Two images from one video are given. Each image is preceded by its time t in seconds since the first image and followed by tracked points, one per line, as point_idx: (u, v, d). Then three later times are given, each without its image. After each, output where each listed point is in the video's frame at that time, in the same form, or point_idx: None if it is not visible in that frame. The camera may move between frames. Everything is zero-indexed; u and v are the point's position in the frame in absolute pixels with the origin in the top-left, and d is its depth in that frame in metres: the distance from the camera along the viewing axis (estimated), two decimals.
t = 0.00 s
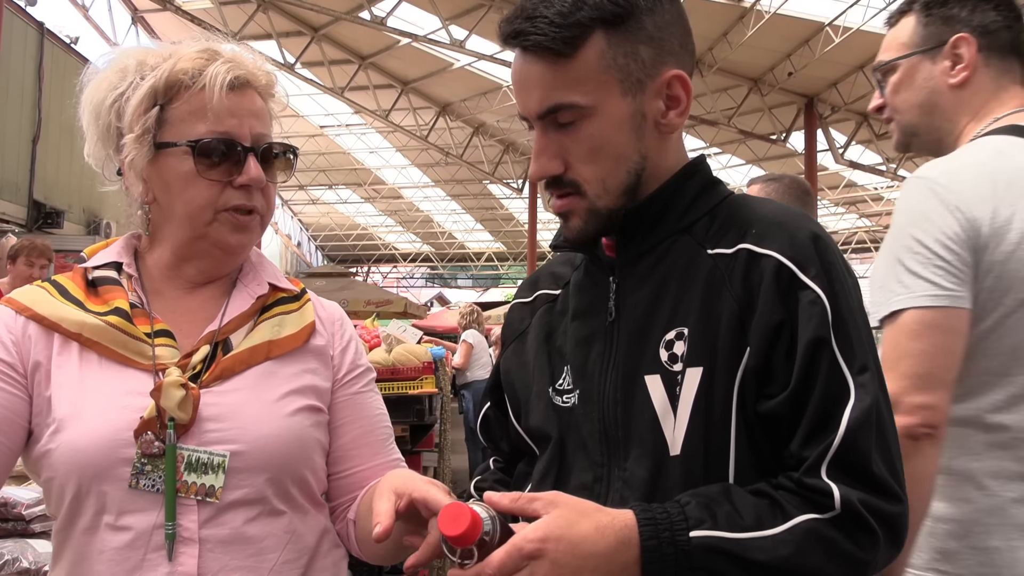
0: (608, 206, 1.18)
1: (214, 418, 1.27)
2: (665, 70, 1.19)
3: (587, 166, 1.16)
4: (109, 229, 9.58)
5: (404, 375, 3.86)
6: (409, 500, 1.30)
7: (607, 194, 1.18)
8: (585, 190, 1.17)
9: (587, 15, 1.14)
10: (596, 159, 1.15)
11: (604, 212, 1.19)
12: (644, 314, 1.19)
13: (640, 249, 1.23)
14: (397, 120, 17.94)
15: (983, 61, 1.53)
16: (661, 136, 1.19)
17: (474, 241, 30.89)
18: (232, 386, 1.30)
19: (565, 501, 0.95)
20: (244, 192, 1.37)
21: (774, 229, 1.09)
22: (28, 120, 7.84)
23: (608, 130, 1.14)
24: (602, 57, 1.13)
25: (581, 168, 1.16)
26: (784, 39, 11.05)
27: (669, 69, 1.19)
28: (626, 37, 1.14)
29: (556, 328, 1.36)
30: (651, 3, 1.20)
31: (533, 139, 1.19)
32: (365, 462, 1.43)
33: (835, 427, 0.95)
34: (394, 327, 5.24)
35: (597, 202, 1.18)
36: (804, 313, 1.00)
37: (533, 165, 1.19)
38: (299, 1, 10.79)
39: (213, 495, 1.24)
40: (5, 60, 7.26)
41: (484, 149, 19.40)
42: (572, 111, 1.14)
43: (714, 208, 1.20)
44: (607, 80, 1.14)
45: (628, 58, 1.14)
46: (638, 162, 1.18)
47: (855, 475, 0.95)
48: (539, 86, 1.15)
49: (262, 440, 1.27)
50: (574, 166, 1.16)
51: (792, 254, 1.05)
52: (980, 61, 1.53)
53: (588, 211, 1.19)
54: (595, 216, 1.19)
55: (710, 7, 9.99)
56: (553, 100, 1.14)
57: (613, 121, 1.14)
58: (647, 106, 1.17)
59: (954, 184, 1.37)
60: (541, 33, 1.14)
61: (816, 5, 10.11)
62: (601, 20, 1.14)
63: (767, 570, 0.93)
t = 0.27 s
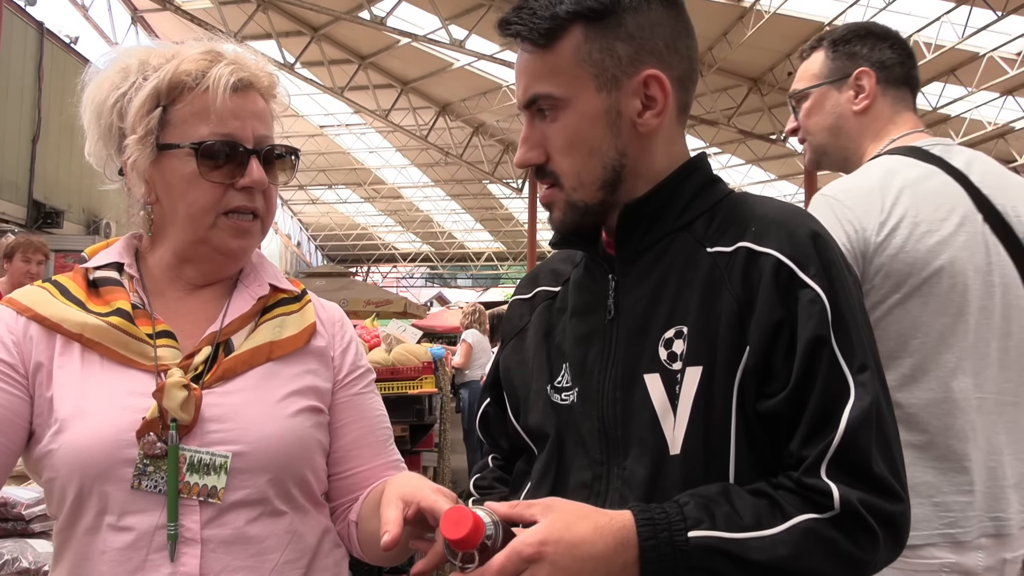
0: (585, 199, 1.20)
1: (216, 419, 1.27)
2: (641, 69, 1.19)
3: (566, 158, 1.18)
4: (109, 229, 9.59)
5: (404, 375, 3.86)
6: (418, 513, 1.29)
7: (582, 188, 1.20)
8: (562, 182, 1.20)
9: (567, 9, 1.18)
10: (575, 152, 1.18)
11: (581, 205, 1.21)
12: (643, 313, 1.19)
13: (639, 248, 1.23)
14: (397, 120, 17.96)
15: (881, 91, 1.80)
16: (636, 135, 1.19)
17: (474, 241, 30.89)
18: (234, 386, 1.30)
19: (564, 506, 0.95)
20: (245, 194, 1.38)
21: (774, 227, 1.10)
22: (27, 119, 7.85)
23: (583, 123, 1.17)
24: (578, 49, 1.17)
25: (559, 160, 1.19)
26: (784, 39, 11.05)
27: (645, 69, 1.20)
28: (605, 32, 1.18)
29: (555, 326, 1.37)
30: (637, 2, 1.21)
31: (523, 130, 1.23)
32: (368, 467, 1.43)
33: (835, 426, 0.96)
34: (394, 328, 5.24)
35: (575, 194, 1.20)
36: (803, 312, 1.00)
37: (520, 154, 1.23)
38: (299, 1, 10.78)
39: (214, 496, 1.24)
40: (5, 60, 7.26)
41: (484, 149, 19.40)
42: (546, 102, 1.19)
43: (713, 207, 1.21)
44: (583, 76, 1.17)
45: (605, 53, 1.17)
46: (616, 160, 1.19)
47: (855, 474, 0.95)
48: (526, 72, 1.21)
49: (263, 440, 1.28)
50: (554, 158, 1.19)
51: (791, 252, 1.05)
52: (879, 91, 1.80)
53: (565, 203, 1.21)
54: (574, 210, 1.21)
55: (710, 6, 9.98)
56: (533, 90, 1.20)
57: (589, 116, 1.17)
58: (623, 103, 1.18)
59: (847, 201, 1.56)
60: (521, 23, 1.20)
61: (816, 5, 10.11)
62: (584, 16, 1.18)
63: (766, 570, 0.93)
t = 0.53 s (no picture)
0: (582, 196, 1.19)
1: (214, 420, 1.27)
2: (640, 63, 1.18)
3: (563, 154, 1.18)
4: (109, 229, 9.58)
5: (403, 375, 3.84)
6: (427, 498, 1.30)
7: (580, 184, 1.19)
8: (560, 179, 1.20)
9: (565, 5, 1.18)
10: (572, 148, 1.17)
11: (579, 203, 1.20)
12: (644, 312, 1.19)
13: (640, 248, 1.23)
14: (397, 119, 17.95)
15: (823, 134, 2.13)
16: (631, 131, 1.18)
17: (474, 240, 30.87)
18: (234, 387, 1.30)
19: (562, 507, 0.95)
20: (247, 196, 1.38)
21: (774, 228, 1.09)
22: (27, 119, 7.84)
23: (579, 120, 1.16)
24: (576, 45, 1.17)
25: (557, 156, 1.19)
26: (784, 39, 11.04)
27: (642, 64, 1.19)
28: (603, 28, 1.17)
29: (556, 326, 1.36)
30: None
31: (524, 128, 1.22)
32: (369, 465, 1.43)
33: (836, 426, 0.95)
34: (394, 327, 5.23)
35: (572, 193, 1.20)
36: (804, 312, 1.00)
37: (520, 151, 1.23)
38: (299, 1, 10.76)
39: (212, 497, 1.23)
40: (5, 60, 7.25)
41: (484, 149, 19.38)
42: (545, 98, 1.18)
43: (714, 206, 1.20)
44: (579, 70, 1.17)
45: (603, 50, 1.17)
46: (614, 156, 1.18)
47: (855, 474, 0.95)
48: (526, 68, 1.22)
49: (262, 441, 1.27)
50: (553, 155, 1.19)
51: (792, 252, 1.05)
52: (821, 134, 2.13)
53: (562, 199, 1.21)
54: (570, 207, 1.21)
55: (710, 6, 9.96)
56: (531, 89, 1.20)
57: (585, 111, 1.16)
58: (620, 99, 1.17)
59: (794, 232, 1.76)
60: (520, 20, 1.20)
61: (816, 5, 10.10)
62: (581, 13, 1.18)
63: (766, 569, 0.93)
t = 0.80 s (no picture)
0: (581, 190, 1.18)
1: (213, 420, 1.26)
2: (637, 59, 1.18)
3: (562, 149, 1.17)
4: (109, 229, 9.59)
5: (404, 375, 3.84)
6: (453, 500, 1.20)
7: (578, 178, 1.18)
8: (558, 174, 1.18)
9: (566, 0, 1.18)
10: (571, 142, 1.16)
11: (579, 200, 1.19)
12: (644, 313, 1.18)
13: (641, 248, 1.22)
14: (397, 119, 17.95)
15: (796, 161, 2.62)
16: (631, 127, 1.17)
17: (474, 240, 30.86)
18: (232, 387, 1.29)
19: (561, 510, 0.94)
20: (247, 190, 1.37)
21: (776, 228, 1.09)
22: (27, 120, 7.84)
23: (578, 114, 1.15)
24: (576, 41, 1.16)
25: (556, 151, 1.17)
26: (784, 39, 11.04)
27: (640, 59, 1.18)
28: (603, 23, 1.17)
29: (556, 327, 1.35)
30: None
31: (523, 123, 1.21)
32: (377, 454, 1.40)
33: (837, 425, 0.95)
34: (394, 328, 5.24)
35: (569, 187, 1.19)
36: (805, 313, 0.99)
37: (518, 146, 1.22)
38: (299, 1, 10.76)
39: (210, 498, 1.23)
40: (6, 60, 7.25)
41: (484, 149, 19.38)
42: (545, 93, 1.18)
43: (715, 207, 1.20)
44: (579, 65, 1.16)
45: (601, 44, 1.16)
46: (613, 154, 1.17)
47: (856, 474, 0.94)
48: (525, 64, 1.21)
49: (259, 442, 1.27)
50: (551, 150, 1.18)
51: (793, 252, 1.04)
52: (794, 161, 2.62)
53: (561, 196, 1.20)
54: (569, 202, 1.20)
55: (710, 6, 9.96)
56: (530, 83, 1.19)
57: (584, 106, 1.15)
58: (620, 94, 1.16)
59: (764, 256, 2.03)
60: (521, 14, 1.19)
61: (816, 5, 10.09)
62: (581, 8, 1.17)
63: (766, 569, 0.93)
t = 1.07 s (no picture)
0: (593, 194, 1.17)
1: (212, 422, 1.26)
2: (654, 62, 1.18)
3: (573, 154, 1.16)
4: (109, 229, 9.59)
5: (403, 375, 3.83)
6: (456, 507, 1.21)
7: (591, 182, 1.17)
8: (570, 178, 1.18)
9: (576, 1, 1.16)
10: (581, 146, 1.15)
11: (591, 203, 1.18)
12: (645, 313, 1.18)
13: (643, 249, 1.22)
14: (397, 119, 17.95)
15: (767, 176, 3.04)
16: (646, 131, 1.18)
17: (474, 240, 30.87)
18: (231, 389, 1.29)
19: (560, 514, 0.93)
20: (248, 191, 1.37)
21: (777, 228, 1.09)
22: (27, 120, 7.83)
23: (593, 116, 1.14)
24: (587, 42, 1.15)
25: (566, 155, 1.17)
26: (784, 39, 11.04)
27: (655, 60, 1.19)
28: (614, 24, 1.15)
29: (558, 327, 1.35)
30: None
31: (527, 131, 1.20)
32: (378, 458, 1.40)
33: (838, 424, 0.94)
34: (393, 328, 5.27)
35: (581, 190, 1.18)
36: (807, 312, 0.99)
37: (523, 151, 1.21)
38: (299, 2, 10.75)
39: (209, 500, 1.23)
40: (6, 60, 7.25)
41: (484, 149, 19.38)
42: (556, 95, 1.16)
43: (717, 207, 1.19)
44: (591, 66, 1.15)
45: (614, 46, 1.15)
46: (627, 156, 1.17)
47: (857, 473, 0.94)
48: (529, 69, 1.18)
49: (258, 444, 1.26)
50: (561, 153, 1.17)
51: (795, 252, 1.04)
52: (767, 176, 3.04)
53: (575, 200, 1.19)
54: (580, 206, 1.19)
55: (710, 6, 9.96)
56: (541, 84, 1.17)
57: (597, 108, 1.14)
58: (634, 96, 1.16)
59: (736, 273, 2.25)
60: (529, 15, 1.16)
61: (817, 5, 10.08)
62: (591, 7, 1.15)
63: (766, 570, 0.92)
